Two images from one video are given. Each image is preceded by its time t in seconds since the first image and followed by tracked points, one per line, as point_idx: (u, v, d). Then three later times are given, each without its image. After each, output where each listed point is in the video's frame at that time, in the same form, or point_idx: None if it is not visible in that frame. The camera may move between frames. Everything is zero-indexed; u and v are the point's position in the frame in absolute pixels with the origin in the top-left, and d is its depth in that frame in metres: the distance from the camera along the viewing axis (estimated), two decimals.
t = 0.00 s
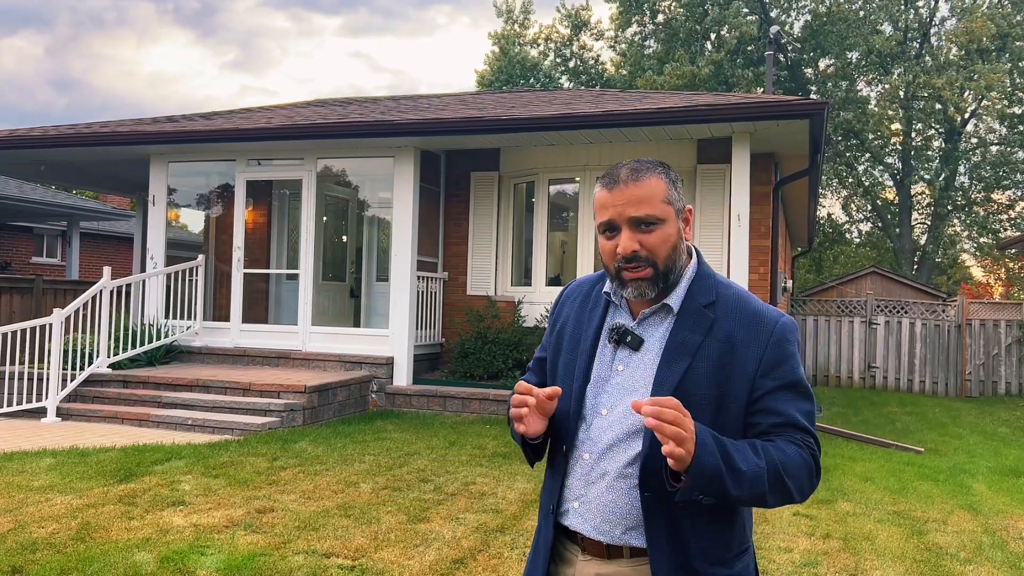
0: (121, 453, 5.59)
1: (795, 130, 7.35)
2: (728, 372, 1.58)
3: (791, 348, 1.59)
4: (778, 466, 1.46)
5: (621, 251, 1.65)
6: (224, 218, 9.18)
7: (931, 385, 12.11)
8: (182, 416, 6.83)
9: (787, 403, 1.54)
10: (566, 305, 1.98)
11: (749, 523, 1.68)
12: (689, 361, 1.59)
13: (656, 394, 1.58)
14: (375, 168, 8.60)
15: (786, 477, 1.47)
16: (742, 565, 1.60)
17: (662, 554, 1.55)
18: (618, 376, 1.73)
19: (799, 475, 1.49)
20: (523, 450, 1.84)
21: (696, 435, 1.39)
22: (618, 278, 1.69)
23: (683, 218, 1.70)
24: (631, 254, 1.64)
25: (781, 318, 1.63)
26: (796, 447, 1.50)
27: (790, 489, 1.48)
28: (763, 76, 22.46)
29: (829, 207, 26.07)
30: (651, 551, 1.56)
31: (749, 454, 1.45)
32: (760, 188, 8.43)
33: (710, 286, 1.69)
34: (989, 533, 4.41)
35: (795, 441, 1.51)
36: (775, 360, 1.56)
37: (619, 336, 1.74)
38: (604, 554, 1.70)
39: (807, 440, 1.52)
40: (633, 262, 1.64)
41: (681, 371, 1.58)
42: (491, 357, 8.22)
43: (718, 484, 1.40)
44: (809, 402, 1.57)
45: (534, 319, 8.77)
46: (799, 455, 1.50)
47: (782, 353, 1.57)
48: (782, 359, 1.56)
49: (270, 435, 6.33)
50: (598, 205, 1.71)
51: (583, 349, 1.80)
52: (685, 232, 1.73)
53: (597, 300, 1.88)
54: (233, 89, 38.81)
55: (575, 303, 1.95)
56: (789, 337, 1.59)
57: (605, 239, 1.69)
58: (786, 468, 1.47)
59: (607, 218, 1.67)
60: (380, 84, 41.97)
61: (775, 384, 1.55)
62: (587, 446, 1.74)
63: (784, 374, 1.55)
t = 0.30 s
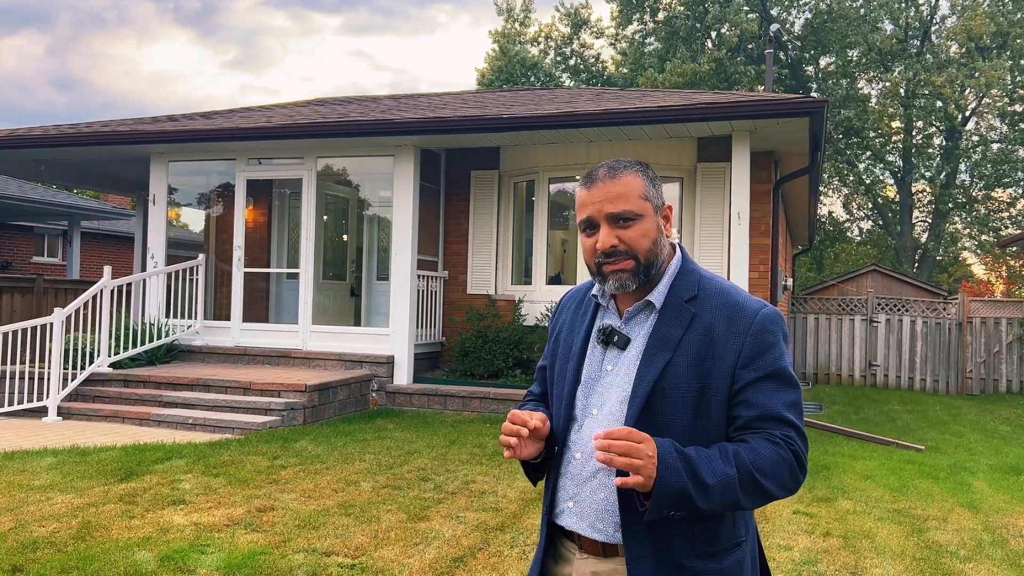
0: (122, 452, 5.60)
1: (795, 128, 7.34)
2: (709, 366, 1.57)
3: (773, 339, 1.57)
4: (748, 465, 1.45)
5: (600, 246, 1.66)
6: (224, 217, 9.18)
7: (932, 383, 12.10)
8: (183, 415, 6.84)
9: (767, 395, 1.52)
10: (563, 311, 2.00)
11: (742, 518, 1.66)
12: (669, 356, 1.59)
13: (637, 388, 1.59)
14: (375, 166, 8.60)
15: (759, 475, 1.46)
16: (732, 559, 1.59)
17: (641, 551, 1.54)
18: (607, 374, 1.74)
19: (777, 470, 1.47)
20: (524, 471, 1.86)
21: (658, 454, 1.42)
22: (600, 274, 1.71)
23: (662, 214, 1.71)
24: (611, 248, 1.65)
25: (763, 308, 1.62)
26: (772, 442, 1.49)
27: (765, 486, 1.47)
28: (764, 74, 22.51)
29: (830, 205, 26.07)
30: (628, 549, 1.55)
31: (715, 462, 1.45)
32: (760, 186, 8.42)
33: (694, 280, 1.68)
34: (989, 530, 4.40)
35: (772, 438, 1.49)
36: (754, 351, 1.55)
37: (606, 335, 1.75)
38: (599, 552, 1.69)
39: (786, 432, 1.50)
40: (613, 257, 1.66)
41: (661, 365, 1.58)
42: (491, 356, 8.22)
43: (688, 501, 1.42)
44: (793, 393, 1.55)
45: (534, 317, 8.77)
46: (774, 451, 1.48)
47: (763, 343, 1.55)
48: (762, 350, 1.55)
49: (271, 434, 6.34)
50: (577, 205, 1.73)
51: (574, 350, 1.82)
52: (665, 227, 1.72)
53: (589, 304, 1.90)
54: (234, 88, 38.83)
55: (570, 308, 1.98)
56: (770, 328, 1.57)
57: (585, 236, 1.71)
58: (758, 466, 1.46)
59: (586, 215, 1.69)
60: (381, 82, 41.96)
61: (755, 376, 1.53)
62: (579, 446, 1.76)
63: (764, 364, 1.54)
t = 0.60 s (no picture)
0: (124, 451, 5.61)
1: (796, 126, 7.33)
2: (707, 369, 1.57)
3: (773, 343, 1.56)
4: (745, 476, 1.45)
5: (602, 248, 1.65)
6: (225, 216, 9.18)
7: (934, 381, 12.07)
8: (185, 414, 6.84)
9: (766, 399, 1.51)
10: (568, 311, 2.01)
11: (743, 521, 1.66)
12: (668, 359, 1.59)
13: (635, 393, 1.59)
14: (376, 165, 8.60)
15: (756, 485, 1.45)
16: (732, 563, 1.59)
17: (633, 557, 1.54)
18: (606, 377, 1.73)
19: (774, 478, 1.47)
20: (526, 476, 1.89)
21: (652, 474, 1.42)
22: (601, 277, 1.70)
23: (664, 216, 1.70)
24: (613, 250, 1.64)
25: (764, 310, 1.61)
26: (771, 450, 1.48)
27: (762, 494, 1.46)
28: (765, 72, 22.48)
29: (831, 204, 26.01)
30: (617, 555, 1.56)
31: (710, 477, 1.46)
32: (762, 185, 8.41)
33: (694, 282, 1.68)
34: (992, 529, 4.40)
35: (770, 446, 1.48)
36: (754, 355, 1.54)
37: (607, 338, 1.75)
38: (600, 553, 1.70)
39: (786, 439, 1.49)
40: (615, 260, 1.65)
41: (660, 369, 1.58)
42: (493, 355, 8.22)
43: (683, 520, 1.43)
44: (795, 397, 1.54)
45: (536, 316, 8.76)
46: (771, 459, 1.47)
47: (763, 347, 1.54)
48: (762, 354, 1.54)
49: (273, 433, 6.34)
50: (578, 207, 1.73)
51: (575, 351, 1.83)
52: (668, 229, 1.72)
53: (592, 305, 1.90)
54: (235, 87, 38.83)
55: (575, 309, 1.99)
56: (771, 330, 1.56)
57: (587, 238, 1.71)
58: (755, 476, 1.45)
59: (588, 217, 1.68)
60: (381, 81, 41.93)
61: (755, 380, 1.52)
62: (578, 447, 1.76)
63: (764, 368, 1.53)
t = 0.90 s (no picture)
0: (126, 451, 5.61)
1: (798, 126, 7.33)
2: (721, 366, 1.57)
3: (786, 341, 1.56)
4: (748, 475, 1.45)
5: (623, 244, 1.66)
6: (226, 215, 9.18)
7: (935, 381, 12.06)
8: (187, 414, 6.85)
9: (775, 397, 1.51)
10: (572, 306, 2.00)
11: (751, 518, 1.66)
12: (681, 356, 1.59)
13: (649, 391, 1.59)
14: (377, 165, 8.60)
15: (763, 485, 1.45)
16: (741, 561, 1.59)
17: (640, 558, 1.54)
18: (618, 375, 1.73)
19: (782, 477, 1.47)
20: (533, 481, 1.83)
21: (639, 489, 1.43)
22: (621, 274, 1.69)
23: (680, 213, 1.71)
24: (633, 246, 1.65)
25: (776, 308, 1.61)
26: (775, 446, 1.48)
27: (771, 494, 1.46)
28: (766, 72, 22.51)
29: (832, 203, 25.99)
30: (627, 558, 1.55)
31: (712, 477, 1.45)
32: (763, 184, 8.41)
33: (706, 279, 1.68)
34: (993, 529, 4.40)
35: (773, 444, 1.48)
36: (767, 352, 1.54)
37: (618, 334, 1.74)
38: (610, 554, 1.70)
39: (795, 436, 1.49)
40: (636, 254, 1.65)
41: (672, 366, 1.58)
42: (494, 354, 8.22)
43: (686, 526, 1.43)
44: (803, 393, 1.53)
45: (537, 316, 8.76)
46: (774, 455, 1.47)
47: (775, 344, 1.54)
48: (775, 351, 1.54)
49: (275, 433, 6.34)
50: (595, 202, 1.72)
51: (583, 348, 1.82)
52: (683, 227, 1.73)
53: (600, 301, 1.90)
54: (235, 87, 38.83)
55: (579, 303, 1.98)
56: (783, 328, 1.56)
57: (605, 234, 1.71)
58: (759, 473, 1.45)
59: (608, 213, 1.68)
60: (382, 80, 41.95)
61: (767, 377, 1.52)
62: (588, 446, 1.75)
63: (776, 366, 1.53)
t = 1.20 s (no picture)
0: (124, 451, 5.60)
1: (797, 126, 7.33)
2: (723, 359, 1.57)
3: (787, 333, 1.56)
4: (730, 428, 1.42)
5: (637, 256, 1.64)
6: (225, 215, 9.17)
7: (934, 381, 12.08)
8: (185, 414, 6.84)
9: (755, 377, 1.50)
10: (576, 301, 1.99)
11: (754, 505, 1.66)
12: (684, 349, 1.59)
13: (654, 386, 1.59)
14: (376, 165, 8.60)
15: (744, 444, 1.41)
16: (746, 546, 1.59)
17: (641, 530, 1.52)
18: (625, 372, 1.73)
19: (761, 439, 1.43)
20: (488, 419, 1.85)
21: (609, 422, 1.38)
22: (634, 282, 1.68)
23: (687, 216, 1.70)
24: (648, 257, 1.63)
25: (781, 302, 1.61)
26: (749, 413, 1.46)
27: (751, 457, 1.42)
28: (765, 72, 22.53)
29: (830, 203, 25.98)
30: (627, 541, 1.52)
31: (691, 423, 1.42)
32: (763, 185, 8.41)
33: (712, 276, 1.68)
34: (993, 530, 4.40)
35: (747, 407, 1.47)
36: (770, 343, 1.53)
37: (625, 331, 1.74)
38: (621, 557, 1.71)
39: (779, 410, 1.48)
40: (650, 266, 1.64)
41: (674, 360, 1.58)
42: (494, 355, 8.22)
43: (659, 465, 1.38)
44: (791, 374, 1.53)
45: (536, 316, 8.75)
46: (750, 417, 1.44)
47: (777, 335, 1.54)
48: (775, 341, 1.53)
49: (273, 434, 6.33)
50: (604, 214, 1.70)
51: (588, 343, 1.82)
52: (691, 229, 1.72)
53: (607, 298, 1.89)
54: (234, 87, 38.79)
55: (584, 298, 1.97)
56: (784, 322, 1.56)
57: (616, 246, 1.68)
58: (740, 432, 1.42)
59: (618, 227, 1.66)
60: (380, 80, 41.93)
61: (765, 366, 1.51)
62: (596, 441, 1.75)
63: (776, 355, 1.52)
